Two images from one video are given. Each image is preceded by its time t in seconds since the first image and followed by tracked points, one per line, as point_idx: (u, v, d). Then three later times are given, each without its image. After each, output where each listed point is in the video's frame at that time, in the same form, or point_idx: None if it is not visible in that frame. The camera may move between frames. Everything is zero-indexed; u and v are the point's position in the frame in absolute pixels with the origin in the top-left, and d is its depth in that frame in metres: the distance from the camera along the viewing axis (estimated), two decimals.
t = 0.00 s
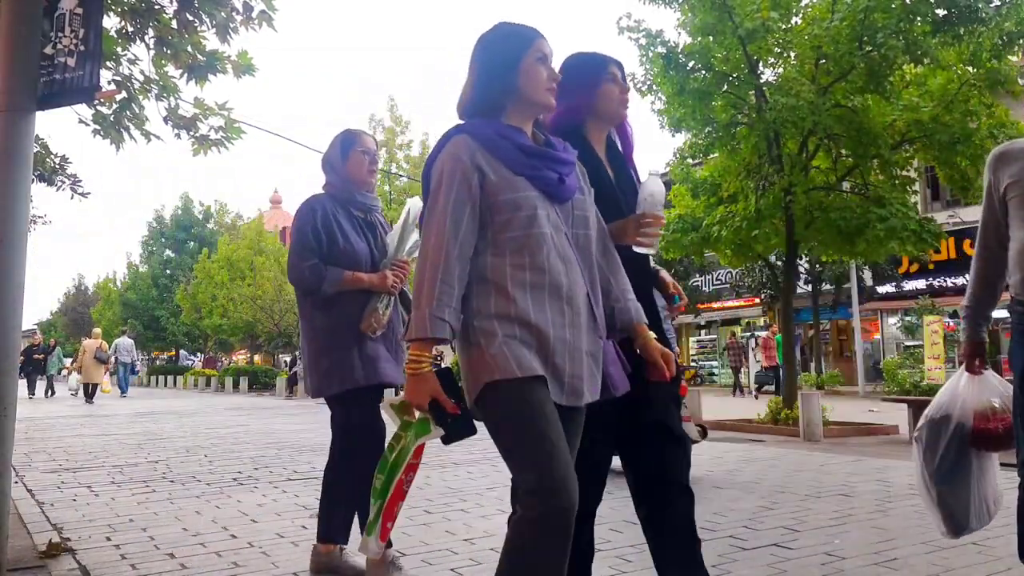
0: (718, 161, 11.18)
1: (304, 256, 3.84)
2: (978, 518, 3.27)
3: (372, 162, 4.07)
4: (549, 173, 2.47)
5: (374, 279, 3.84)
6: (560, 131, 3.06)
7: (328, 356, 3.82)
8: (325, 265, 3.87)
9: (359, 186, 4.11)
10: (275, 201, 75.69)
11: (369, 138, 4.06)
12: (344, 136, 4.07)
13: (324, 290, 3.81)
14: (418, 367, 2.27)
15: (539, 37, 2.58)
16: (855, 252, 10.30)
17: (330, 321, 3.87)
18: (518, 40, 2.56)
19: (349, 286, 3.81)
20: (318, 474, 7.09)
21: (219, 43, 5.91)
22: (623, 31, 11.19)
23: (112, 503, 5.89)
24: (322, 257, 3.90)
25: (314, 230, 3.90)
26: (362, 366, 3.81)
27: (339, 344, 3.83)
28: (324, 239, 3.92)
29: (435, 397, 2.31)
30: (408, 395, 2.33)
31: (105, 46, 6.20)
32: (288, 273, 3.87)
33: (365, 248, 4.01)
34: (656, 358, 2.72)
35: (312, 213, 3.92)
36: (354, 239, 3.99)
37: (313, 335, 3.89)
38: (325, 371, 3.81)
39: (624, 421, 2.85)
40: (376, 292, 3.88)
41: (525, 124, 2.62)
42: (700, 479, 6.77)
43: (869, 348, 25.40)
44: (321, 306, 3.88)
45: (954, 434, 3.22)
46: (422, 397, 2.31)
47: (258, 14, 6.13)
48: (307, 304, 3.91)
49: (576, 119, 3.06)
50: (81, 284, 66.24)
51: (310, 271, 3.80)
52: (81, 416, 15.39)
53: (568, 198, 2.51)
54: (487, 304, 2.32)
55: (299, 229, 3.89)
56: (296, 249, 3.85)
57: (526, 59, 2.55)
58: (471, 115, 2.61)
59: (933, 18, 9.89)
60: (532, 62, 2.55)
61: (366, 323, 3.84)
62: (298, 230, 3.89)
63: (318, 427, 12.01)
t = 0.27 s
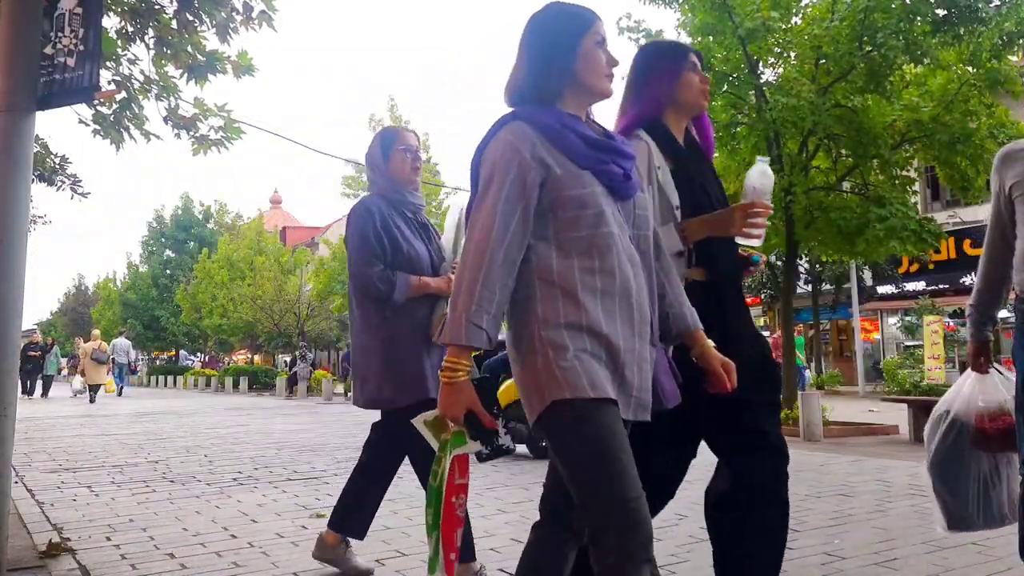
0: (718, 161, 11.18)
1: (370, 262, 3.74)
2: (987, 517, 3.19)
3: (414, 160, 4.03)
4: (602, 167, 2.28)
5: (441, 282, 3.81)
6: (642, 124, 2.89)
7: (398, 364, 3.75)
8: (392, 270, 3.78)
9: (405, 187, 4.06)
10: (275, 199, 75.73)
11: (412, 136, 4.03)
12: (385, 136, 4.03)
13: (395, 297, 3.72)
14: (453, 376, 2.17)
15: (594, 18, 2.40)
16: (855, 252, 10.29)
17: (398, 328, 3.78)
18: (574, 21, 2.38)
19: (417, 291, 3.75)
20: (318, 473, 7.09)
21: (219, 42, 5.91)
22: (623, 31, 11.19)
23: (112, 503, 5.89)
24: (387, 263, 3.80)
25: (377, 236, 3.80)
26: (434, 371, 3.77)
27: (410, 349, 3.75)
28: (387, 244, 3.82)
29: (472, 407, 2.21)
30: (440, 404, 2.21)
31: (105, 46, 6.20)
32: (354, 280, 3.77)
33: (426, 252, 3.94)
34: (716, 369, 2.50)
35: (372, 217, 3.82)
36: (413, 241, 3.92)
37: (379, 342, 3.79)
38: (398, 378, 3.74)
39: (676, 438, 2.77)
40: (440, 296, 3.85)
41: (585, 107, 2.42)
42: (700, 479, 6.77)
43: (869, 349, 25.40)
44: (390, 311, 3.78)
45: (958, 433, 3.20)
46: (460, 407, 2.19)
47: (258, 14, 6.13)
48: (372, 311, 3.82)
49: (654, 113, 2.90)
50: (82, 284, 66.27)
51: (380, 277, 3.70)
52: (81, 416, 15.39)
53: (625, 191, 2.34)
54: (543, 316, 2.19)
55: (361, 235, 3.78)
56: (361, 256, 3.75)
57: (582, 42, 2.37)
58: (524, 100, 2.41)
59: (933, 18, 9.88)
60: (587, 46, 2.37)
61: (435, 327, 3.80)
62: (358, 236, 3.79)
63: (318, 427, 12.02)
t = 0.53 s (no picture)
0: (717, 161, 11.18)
1: (423, 245, 3.34)
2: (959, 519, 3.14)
3: (471, 145, 3.70)
4: (681, 126, 2.03)
5: (498, 269, 3.50)
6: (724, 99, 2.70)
7: (454, 358, 3.33)
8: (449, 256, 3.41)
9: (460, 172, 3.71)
10: (276, 199, 75.74)
11: (468, 121, 3.70)
12: (442, 117, 3.68)
13: (452, 282, 3.34)
14: (581, 368, 1.78)
15: None
16: (855, 252, 10.29)
17: (454, 318, 3.39)
18: None
19: (474, 278, 3.40)
20: (318, 473, 7.09)
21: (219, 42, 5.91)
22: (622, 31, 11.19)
23: (112, 503, 5.89)
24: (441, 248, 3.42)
25: (431, 219, 3.43)
26: (494, 366, 3.37)
27: (467, 342, 3.36)
28: (440, 229, 3.46)
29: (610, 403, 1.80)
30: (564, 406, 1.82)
31: (105, 46, 6.20)
32: (405, 266, 3.36)
33: (479, 237, 3.62)
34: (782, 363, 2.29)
35: (427, 199, 3.45)
36: (468, 228, 3.60)
37: (432, 335, 3.39)
38: (452, 374, 3.31)
39: (788, 446, 2.46)
40: (496, 285, 3.52)
41: (650, 61, 2.17)
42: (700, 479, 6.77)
43: (869, 348, 25.41)
44: (444, 300, 3.37)
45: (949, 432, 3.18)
46: (597, 404, 1.78)
47: (258, 13, 6.13)
48: (422, 301, 3.40)
49: (736, 86, 2.71)
50: (83, 283, 66.31)
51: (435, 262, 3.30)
52: (81, 416, 15.40)
53: (709, 153, 2.08)
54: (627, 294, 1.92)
55: (415, 218, 3.39)
56: (415, 239, 3.35)
57: None
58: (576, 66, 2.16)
59: (933, 18, 9.88)
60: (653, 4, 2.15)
61: (493, 318, 3.44)
62: (414, 219, 3.40)
63: (318, 427, 12.04)
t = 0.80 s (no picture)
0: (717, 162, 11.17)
1: (457, 246, 3.36)
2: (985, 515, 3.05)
3: (524, 142, 3.66)
4: (753, 99, 2.03)
5: (536, 272, 3.42)
6: (807, 84, 2.69)
7: (485, 360, 3.33)
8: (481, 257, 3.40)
9: (508, 170, 3.67)
10: (276, 199, 75.72)
11: (521, 117, 3.65)
12: (494, 112, 3.63)
13: (483, 285, 3.34)
14: (720, 331, 1.66)
15: None
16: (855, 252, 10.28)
17: (486, 321, 3.37)
18: None
19: (508, 280, 3.37)
20: (318, 473, 7.09)
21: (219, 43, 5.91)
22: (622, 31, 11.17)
23: (112, 503, 5.89)
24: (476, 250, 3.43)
25: (466, 221, 3.43)
26: (523, 370, 3.36)
27: (498, 344, 3.35)
28: (477, 229, 3.45)
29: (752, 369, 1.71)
30: (697, 379, 1.69)
31: (104, 46, 6.20)
32: (438, 268, 3.39)
33: (519, 238, 3.56)
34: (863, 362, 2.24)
35: (463, 200, 3.45)
36: (508, 228, 3.55)
37: (465, 335, 3.38)
38: (480, 376, 3.31)
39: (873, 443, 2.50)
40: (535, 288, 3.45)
41: (718, 37, 2.14)
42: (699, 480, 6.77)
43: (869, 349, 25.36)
44: (477, 302, 3.37)
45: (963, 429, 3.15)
46: (746, 370, 1.66)
47: (258, 14, 6.13)
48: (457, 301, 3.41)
49: (817, 70, 2.69)
50: (83, 284, 66.30)
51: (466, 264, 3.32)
52: (81, 416, 15.38)
53: (781, 128, 2.08)
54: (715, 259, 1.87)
55: (449, 220, 3.41)
56: (448, 241, 3.38)
57: None
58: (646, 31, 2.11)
59: (933, 18, 9.88)
60: None
61: (530, 322, 3.38)
62: (447, 221, 3.41)
63: (318, 427, 12.04)
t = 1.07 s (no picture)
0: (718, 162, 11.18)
1: (512, 237, 3.18)
2: None
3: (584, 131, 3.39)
4: (862, 86, 1.88)
5: (594, 260, 3.13)
6: (902, 56, 2.39)
7: (540, 355, 3.11)
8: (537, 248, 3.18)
9: (567, 158, 3.40)
10: (276, 199, 75.72)
11: (580, 103, 3.37)
12: (550, 100, 3.37)
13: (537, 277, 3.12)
14: (809, 355, 1.57)
15: None
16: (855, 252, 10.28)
17: (543, 314, 3.15)
18: None
19: (565, 271, 3.12)
20: (318, 473, 7.10)
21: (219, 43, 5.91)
22: (622, 31, 11.19)
23: (111, 503, 5.88)
24: (533, 241, 3.22)
25: (522, 210, 3.23)
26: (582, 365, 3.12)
27: (555, 339, 3.11)
28: (534, 219, 3.24)
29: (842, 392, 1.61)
30: (783, 409, 1.59)
31: (104, 46, 6.20)
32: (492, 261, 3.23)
33: (579, 225, 3.29)
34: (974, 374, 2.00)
35: (517, 189, 3.25)
36: (568, 217, 3.28)
37: (522, 329, 3.18)
38: (535, 371, 3.10)
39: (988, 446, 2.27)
40: (596, 278, 3.17)
41: (818, 21, 2.03)
42: (699, 479, 6.77)
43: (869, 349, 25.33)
44: (533, 294, 3.16)
45: None
46: (837, 397, 1.56)
47: (258, 14, 6.13)
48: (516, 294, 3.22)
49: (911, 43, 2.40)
50: (83, 284, 66.34)
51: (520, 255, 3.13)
52: (81, 416, 15.39)
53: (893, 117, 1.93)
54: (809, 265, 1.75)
55: (502, 211, 3.23)
56: (502, 232, 3.20)
57: None
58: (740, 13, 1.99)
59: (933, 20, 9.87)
60: None
61: (588, 314, 3.11)
62: (502, 212, 3.24)
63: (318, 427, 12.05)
